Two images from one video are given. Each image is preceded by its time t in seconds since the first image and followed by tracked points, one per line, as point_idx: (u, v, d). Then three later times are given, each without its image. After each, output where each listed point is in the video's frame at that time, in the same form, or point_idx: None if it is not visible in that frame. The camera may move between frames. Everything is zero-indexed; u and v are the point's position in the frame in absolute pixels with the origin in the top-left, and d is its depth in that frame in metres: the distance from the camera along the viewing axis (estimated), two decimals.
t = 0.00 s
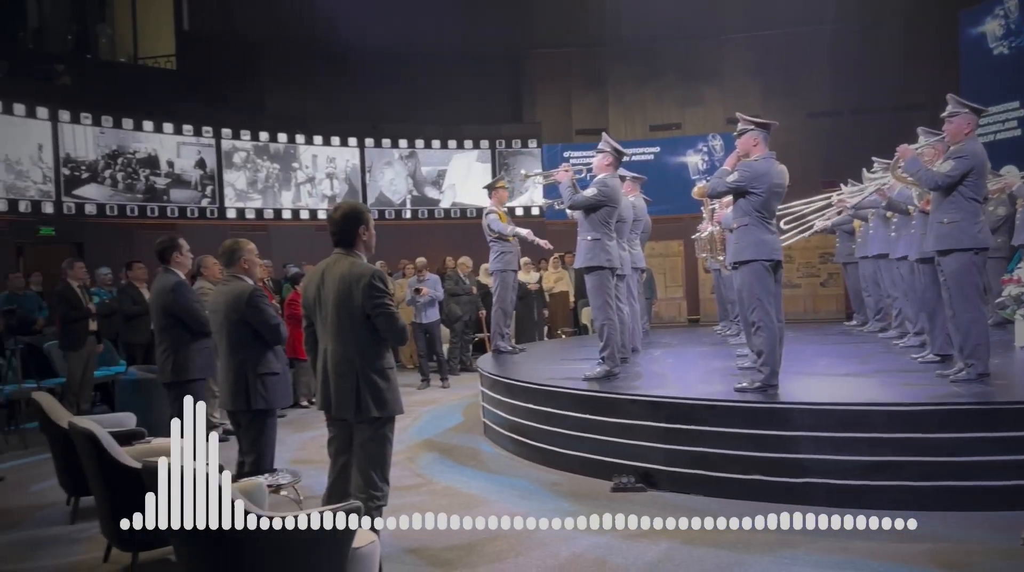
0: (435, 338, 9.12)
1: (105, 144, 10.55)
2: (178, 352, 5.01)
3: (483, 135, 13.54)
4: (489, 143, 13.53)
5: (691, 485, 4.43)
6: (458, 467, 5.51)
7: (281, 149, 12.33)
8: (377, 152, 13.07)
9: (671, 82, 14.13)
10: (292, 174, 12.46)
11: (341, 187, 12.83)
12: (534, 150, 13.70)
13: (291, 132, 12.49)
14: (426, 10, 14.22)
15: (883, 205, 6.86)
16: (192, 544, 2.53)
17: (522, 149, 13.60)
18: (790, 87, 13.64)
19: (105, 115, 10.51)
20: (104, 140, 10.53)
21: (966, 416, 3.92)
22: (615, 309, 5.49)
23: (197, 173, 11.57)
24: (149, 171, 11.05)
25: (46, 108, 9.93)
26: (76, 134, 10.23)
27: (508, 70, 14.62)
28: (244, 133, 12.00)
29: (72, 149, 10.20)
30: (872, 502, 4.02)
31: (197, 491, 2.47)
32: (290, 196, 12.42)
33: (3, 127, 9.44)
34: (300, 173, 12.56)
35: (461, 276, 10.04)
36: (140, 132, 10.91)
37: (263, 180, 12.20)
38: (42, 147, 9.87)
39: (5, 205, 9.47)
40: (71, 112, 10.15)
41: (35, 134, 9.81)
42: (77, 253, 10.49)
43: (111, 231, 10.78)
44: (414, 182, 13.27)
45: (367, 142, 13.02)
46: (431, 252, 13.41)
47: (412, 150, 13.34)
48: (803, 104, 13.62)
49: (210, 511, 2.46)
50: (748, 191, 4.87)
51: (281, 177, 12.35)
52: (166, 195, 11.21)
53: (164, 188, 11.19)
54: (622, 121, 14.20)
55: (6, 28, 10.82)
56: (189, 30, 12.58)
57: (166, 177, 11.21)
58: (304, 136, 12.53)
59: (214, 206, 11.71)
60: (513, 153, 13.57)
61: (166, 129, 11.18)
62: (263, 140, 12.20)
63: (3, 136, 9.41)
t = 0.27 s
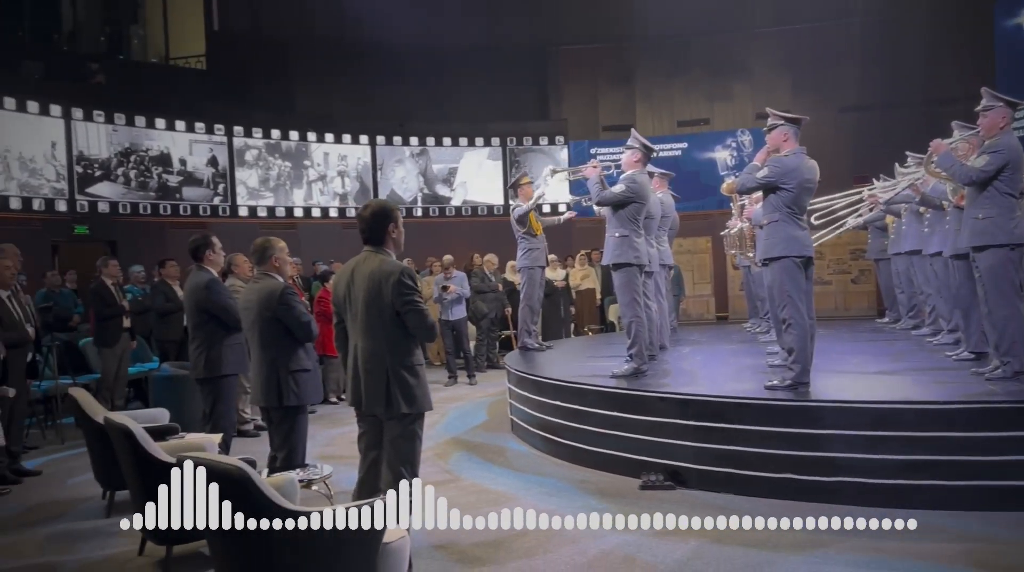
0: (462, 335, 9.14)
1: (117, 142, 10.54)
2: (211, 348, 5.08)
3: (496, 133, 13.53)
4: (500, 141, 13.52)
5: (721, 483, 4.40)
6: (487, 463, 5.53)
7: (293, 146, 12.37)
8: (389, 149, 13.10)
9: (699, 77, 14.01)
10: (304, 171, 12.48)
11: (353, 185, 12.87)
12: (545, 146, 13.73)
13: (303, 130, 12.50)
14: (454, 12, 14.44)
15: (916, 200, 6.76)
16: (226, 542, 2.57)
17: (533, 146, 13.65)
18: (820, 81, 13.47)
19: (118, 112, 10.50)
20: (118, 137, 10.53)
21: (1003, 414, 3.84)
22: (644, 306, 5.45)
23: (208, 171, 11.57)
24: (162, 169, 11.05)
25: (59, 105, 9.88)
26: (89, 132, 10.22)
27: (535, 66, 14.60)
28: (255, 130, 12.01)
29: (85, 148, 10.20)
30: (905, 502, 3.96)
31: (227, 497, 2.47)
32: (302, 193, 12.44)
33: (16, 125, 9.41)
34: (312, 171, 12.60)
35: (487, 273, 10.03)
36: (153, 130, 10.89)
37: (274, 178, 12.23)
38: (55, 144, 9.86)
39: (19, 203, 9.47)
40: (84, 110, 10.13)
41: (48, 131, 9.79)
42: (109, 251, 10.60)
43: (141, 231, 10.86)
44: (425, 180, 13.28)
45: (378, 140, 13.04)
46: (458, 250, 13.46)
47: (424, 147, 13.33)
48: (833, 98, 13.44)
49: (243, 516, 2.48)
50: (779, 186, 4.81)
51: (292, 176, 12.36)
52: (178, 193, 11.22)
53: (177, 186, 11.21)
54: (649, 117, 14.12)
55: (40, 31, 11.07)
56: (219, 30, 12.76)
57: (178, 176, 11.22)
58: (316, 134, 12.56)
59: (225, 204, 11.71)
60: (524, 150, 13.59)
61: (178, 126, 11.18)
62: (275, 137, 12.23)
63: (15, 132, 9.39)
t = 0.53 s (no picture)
0: (487, 332, 9.13)
1: (130, 140, 10.51)
2: (242, 345, 5.13)
3: (508, 130, 13.40)
4: (512, 138, 13.38)
5: (750, 482, 4.37)
6: (514, 460, 5.54)
7: (304, 145, 12.22)
8: (400, 148, 12.92)
9: (726, 73, 13.88)
10: (316, 170, 12.35)
11: (364, 183, 12.73)
12: (557, 144, 13.51)
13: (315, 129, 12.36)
14: (482, 11, 14.49)
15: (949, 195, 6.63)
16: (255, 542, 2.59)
17: (545, 144, 13.43)
18: (850, 76, 13.29)
19: (131, 111, 10.47)
20: (130, 136, 10.50)
21: None
22: (670, 303, 5.42)
23: (222, 170, 11.51)
24: (175, 167, 11.01)
25: (74, 103, 9.93)
26: (102, 130, 10.21)
27: (560, 64, 14.57)
28: (267, 128, 11.91)
29: (98, 146, 10.19)
30: (937, 503, 3.91)
31: (263, 490, 2.51)
32: (314, 192, 12.33)
33: (30, 124, 9.47)
34: (324, 169, 12.45)
35: (511, 271, 10.04)
36: (165, 128, 10.85)
37: (287, 176, 12.11)
38: (69, 143, 9.89)
39: (34, 201, 9.56)
40: (98, 108, 10.12)
41: (62, 129, 9.83)
42: (141, 249, 10.86)
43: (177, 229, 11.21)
44: (437, 178, 13.12)
45: (390, 137, 12.87)
46: (487, 246, 13.52)
47: (435, 146, 13.16)
48: (864, 92, 13.24)
49: (277, 511, 2.52)
50: (808, 182, 4.76)
51: (305, 173, 12.24)
52: (191, 192, 11.19)
53: (190, 184, 11.16)
54: (676, 114, 14.02)
55: (74, 35, 11.40)
56: (248, 29, 13.20)
57: (191, 174, 11.18)
58: (327, 132, 12.41)
59: (238, 202, 11.68)
60: (536, 148, 13.40)
61: (191, 124, 11.11)
62: (287, 136, 12.08)
63: (29, 131, 9.45)
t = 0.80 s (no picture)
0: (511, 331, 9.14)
1: (139, 138, 10.47)
2: (271, 341, 5.18)
3: (516, 127, 13.39)
4: (519, 136, 13.38)
5: (778, 481, 4.33)
6: (540, 458, 5.54)
7: (313, 143, 12.23)
8: (408, 146, 12.96)
9: (753, 68, 13.75)
10: (323, 168, 12.37)
11: (372, 181, 12.76)
12: (565, 142, 13.47)
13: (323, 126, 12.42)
14: (506, 10, 14.54)
15: (982, 191, 6.51)
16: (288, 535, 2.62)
17: (553, 142, 13.39)
18: (879, 71, 13.10)
19: (139, 108, 10.44)
20: (139, 133, 10.47)
21: None
22: (697, 301, 5.38)
23: (230, 168, 11.50)
24: (183, 165, 11.00)
25: (82, 100, 9.88)
26: (111, 128, 10.17)
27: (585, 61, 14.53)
28: (275, 126, 11.90)
29: (107, 144, 10.16)
30: (966, 503, 3.86)
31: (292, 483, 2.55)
32: (321, 190, 12.32)
33: (39, 121, 9.37)
34: (332, 167, 12.46)
35: (534, 269, 10.08)
36: (173, 125, 10.84)
37: (295, 174, 12.10)
38: (77, 140, 9.84)
39: (43, 199, 9.50)
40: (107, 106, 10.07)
41: (71, 126, 9.78)
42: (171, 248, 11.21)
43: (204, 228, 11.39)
44: (444, 176, 13.13)
45: (397, 136, 12.90)
46: (511, 244, 13.53)
47: (442, 144, 13.21)
48: (892, 87, 13.05)
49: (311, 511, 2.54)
50: (838, 178, 4.70)
51: (313, 171, 12.24)
52: (200, 190, 11.18)
53: (198, 182, 11.15)
54: (702, 110, 13.92)
55: (104, 35, 11.59)
56: (274, 30, 13.21)
57: (200, 172, 11.17)
58: (336, 131, 12.46)
59: (246, 200, 11.66)
60: (544, 146, 13.37)
61: (198, 122, 11.10)
62: (295, 133, 12.11)
63: (38, 129, 9.36)
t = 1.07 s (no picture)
0: (535, 329, 9.15)
1: (149, 136, 10.44)
2: (298, 339, 5.24)
3: (524, 126, 13.44)
4: (528, 134, 13.43)
5: (806, 481, 4.30)
6: (565, 456, 5.55)
7: (322, 141, 12.25)
8: (417, 144, 13.02)
9: (779, 64, 13.60)
10: (332, 166, 12.39)
11: (381, 179, 12.78)
12: (573, 140, 13.49)
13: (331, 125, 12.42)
14: (530, 8, 14.55)
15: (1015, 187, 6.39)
16: (320, 535, 2.64)
17: (562, 140, 13.43)
18: (907, 65, 12.92)
19: (149, 106, 10.40)
20: (149, 131, 10.43)
21: None
22: (723, 299, 5.35)
23: (240, 166, 11.48)
24: (193, 164, 10.97)
25: (91, 98, 9.84)
26: (121, 125, 10.13)
27: (609, 58, 14.48)
28: (284, 125, 11.91)
29: (117, 141, 10.12)
30: (998, 503, 3.80)
31: (324, 483, 2.56)
32: (330, 188, 12.35)
33: (49, 118, 9.37)
34: (341, 166, 12.51)
35: (557, 267, 10.09)
36: (183, 124, 10.83)
37: (304, 172, 12.11)
38: (87, 138, 9.80)
39: (53, 197, 9.46)
40: (117, 103, 10.05)
41: (81, 125, 9.76)
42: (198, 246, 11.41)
43: (231, 227, 11.47)
44: (453, 174, 13.20)
45: (406, 134, 12.95)
46: (533, 243, 13.54)
47: (451, 143, 13.28)
48: (921, 82, 12.85)
49: (341, 509, 2.55)
50: (866, 175, 4.64)
51: (321, 169, 12.30)
52: (210, 188, 11.15)
53: (208, 180, 11.13)
54: (727, 106, 13.80)
55: (132, 36, 11.68)
56: (300, 30, 13.30)
57: (209, 170, 11.14)
58: (345, 128, 12.50)
59: (255, 199, 11.65)
60: (552, 144, 13.41)
61: (208, 120, 11.09)
62: (304, 131, 12.11)
63: (48, 127, 9.34)
